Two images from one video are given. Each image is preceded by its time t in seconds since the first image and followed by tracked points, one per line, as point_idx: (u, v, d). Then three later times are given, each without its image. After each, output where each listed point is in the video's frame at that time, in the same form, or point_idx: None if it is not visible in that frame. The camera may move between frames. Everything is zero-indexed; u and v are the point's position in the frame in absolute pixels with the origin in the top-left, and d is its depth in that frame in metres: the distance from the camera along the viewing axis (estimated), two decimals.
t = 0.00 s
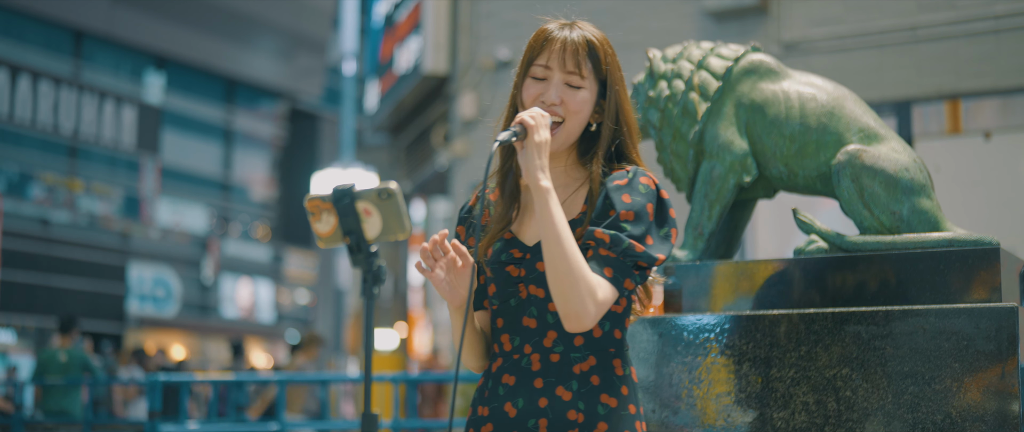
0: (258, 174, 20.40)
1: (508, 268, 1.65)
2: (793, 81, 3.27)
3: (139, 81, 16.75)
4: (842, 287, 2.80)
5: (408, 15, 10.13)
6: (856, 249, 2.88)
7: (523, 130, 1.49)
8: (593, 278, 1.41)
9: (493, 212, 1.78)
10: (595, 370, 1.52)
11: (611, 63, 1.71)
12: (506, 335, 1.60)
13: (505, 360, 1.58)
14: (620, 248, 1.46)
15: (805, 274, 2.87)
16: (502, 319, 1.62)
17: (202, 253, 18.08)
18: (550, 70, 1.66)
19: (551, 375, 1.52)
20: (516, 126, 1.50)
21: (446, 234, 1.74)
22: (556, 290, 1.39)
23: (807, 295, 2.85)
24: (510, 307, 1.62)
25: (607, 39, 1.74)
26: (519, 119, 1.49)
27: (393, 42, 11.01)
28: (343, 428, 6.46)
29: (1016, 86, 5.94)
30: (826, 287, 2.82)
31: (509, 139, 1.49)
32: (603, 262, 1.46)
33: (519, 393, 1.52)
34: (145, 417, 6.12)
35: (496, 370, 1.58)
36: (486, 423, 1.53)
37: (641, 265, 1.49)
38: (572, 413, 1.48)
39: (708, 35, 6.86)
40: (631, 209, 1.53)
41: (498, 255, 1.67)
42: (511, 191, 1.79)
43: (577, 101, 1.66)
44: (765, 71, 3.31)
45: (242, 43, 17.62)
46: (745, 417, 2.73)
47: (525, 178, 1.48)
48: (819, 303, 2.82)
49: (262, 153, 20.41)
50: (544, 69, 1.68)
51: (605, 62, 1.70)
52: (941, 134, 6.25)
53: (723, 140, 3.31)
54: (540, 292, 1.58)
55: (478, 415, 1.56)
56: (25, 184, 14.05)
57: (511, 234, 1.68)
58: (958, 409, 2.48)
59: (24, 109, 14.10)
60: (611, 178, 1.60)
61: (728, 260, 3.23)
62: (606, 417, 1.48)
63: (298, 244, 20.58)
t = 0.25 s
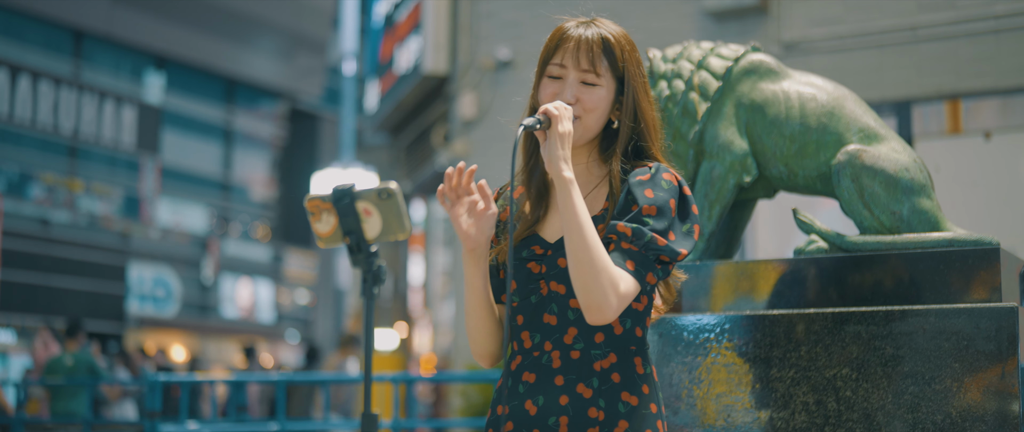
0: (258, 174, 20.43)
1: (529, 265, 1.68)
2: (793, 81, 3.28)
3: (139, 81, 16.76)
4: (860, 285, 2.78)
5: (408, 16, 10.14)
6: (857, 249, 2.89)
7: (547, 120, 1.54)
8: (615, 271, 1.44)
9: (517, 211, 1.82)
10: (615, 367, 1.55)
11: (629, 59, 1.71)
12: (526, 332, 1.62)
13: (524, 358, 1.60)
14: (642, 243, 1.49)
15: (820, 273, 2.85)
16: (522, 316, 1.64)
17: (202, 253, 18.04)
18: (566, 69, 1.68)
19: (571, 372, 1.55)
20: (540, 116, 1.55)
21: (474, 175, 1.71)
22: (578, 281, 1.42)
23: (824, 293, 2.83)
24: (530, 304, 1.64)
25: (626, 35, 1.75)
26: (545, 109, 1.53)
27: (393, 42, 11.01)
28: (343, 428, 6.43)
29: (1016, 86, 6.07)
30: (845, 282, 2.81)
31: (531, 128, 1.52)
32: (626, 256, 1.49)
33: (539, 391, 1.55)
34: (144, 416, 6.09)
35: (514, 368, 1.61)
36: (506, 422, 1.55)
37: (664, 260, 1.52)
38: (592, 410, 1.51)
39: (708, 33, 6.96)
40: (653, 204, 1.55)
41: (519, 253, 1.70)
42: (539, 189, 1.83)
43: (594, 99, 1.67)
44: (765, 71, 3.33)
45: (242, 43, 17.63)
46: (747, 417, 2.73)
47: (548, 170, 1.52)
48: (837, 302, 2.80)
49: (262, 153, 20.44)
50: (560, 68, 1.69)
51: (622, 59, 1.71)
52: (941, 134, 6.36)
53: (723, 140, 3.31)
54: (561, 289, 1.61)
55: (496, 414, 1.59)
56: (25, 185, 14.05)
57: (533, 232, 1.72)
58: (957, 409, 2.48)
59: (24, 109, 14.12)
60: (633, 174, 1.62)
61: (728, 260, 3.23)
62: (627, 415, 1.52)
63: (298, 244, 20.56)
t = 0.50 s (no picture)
0: (258, 174, 20.43)
1: (532, 264, 1.68)
2: (793, 81, 3.28)
3: (139, 81, 16.76)
4: (862, 286, 2.78)
5: (407, 16, 10.13)
6: (856, 249, 2.89)
7: (554, 112, 1.53)
8: (619, 265, 1.44)
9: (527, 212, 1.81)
10: (616, 365, 1.55)
11: (641, 59, 1.72)
12: (528, 330, 1.62)
13: (526, 356, 1.61)
14: (644, 237, 1.49)
15: (822, 274, 2.85)
16: (524, 315, 1.64)
17: (202, 253, 18.02)
18: (581, 64, 1.68)
19: (572, 371, 1.55)
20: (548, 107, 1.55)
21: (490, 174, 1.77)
22: (581, 272, 1.42)
23: (826, 296, 2.83)
24: (532, 303, 1.64)
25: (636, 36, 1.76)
26: (553, 101, 1.53)
27: (393, 42, 11.01)
28: (343, 428, 6.44)
29: (1016, 86, 6.04)
30: (844, 286, 2.80)
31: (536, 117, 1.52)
32: (630, 250, 1.49)
33: (540, 389, 1.56)
34: (145, 417, 6.08)
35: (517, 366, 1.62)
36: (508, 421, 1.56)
37: (666, 255, 1.52)
38: (593, 408, 1.52)
39: (708, 33, 6.97)
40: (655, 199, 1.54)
41: (522, 251, 1.70)
42: (547, 186, 1.82)
43: (607, 97, 1.67)
44: (766, 71, 3.33)
45: (242, 43, 17.63)
46: (747, 417, 2.73)
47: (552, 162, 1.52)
48: (839, 304, 2.80)
49: (262, 152, 20.46)
50: (575, 63, 1.69)
51: (635, 59, 1.71)
52: (941, 134, 6.36)
53: (723, 140, 3.30)
54: (562, 287, 1.61)
55: (499, 413, 1.61)
56: (25, 185, 14.04)
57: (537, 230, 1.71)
58: (958, 409, 2.48)
59: (24, 109, 14.10)
60: (635, 170, 1.61)
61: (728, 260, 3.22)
62: (628, 414, 1.51)
63: (298, 244, 20.54)
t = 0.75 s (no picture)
0: (258, 174, 20.45)
1: (521, 265, 1.67)
2: (793, 81, 3.28)
3: (139, 81, 16.77)
4: (856, 292, 2.79)
5: (407, 16, 10.13)
6: (856, 249, 2.89)
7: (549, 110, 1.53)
8: (610, 264, 1.44)
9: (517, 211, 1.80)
10: (603, 366, 1.55)
11: (634, 62, 1.73)
12: (517, 331, 1.62)
13: (515, 357, 1.61)
14: (636, 236, 1.50)
15: (814, 275, 2.86)
16: (513, 315, 1.64)
17: (202, 253, 18.02)
18: (572, 58, 1.68)
19: (559, 371, 1.55)
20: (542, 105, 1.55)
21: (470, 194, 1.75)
22: (573, 271, 1.42)
23: (820, 300, 2.83)
24: (521, 303, 1.64)
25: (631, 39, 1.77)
26: (548, 99, 1.53)
27: (392, 42, 11.01)
28: (343, 428, 6.44)
29: (1016, 86, 6.06)
30: (840, 292, 2.81)
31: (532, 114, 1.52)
32: (622, 249, 1.50)
33: (527, 389, 1.56)
34: (145, 417, 6.07)
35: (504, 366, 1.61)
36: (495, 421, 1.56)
37: (657, 255, 1.53)
38: (580, 410, 1.52)
39: (708, 33, 6.98)
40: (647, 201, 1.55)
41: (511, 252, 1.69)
42: (537, 182, 1.80)
43: (595, 91, 1.67)
44: (765, 71, 3.32)
45: (242, 43, 17.63)
46: (746, 417, 2.72)
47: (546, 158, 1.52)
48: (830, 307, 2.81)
49: (262, 152, 20.49)
50: (566, 57, 1.69)
51: (627, 61, 1.72)
52: (941, 134, 6.40)
53: (723, 140, 3.30)
54: (551, 289, 1.61)
55: (487, 413, 1.62)
56: (25, 185, 14.03)
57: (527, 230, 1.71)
58: (958, 409, 2.48)
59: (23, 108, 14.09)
60: (625, 172, 1.62)
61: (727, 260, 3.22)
62: (614, 415, 1.51)
63: (297, 244, 20.55)
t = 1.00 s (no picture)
0: (258, 174, 20.46)
1: (507, 265, 1.67)
2: (793, 81, 3.27)
3: (139, 81, 16.78)
4: (842, 292, 2.80)
5: (407, 15, 10.13)
6: (856, 249, 2.88)
7: (539, 104, 1.52)
8: (597, 260, 1.44)
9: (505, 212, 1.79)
10: (588, 366, 1.56)
11: (619, 64, 1.73)
12: (503, 330, 1.62)
13: (500, 357, 1.61)
14: (621, 233, 1.51)
15: (803, 277, 2.87)
16: (499, 315, 1.64)
17: (202, 253, 18.01)
18: (560, 59, 1.67)
19: (545, 371, 1.55)
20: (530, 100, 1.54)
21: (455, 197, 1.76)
22: (561, 266, 1.41)
23: (807, 301, 2.85)
24: (507, 303, 1.63)
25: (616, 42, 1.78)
26: (538, 94, 1.53)
27: (393, 42, 11.01)
28: (342, 428, 6.44)
29: (1016, 86, 6.04)
30: (826, 293, 2.82)
31: (522, 108, 1.51)
32: (609, 246, 1.50)
33: (513, 389, 1.56)
34: (145, 417, 6.08)
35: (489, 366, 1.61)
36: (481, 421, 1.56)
37: (641, 253, 1.54)
38: (565, 410, 1.52)
39: (708, 33, 6.98)
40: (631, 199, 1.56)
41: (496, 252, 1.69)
42: (525, 184, 1.79)
43: (584, 92, 1.66)
44: (765, 71, 3.31)
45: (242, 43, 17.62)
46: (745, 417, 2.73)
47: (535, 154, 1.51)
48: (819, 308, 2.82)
49: (261, 152, 20.51)
50: (554, 58, 1.69)
51: (614, 63, 1.73)
52: (941, 134, 6.37)
53: (722, 140, 3.31)
54: (537, 289, 1.61)
55: (473, 413, 1.61)
56: (25, 185, 14.02)
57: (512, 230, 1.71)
58: (958, 409, 2.48)
59: (24, 108, 14.10)
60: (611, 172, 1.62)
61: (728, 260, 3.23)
62: (600, 414, 1.53)
63: (297, 244, 20.54)
